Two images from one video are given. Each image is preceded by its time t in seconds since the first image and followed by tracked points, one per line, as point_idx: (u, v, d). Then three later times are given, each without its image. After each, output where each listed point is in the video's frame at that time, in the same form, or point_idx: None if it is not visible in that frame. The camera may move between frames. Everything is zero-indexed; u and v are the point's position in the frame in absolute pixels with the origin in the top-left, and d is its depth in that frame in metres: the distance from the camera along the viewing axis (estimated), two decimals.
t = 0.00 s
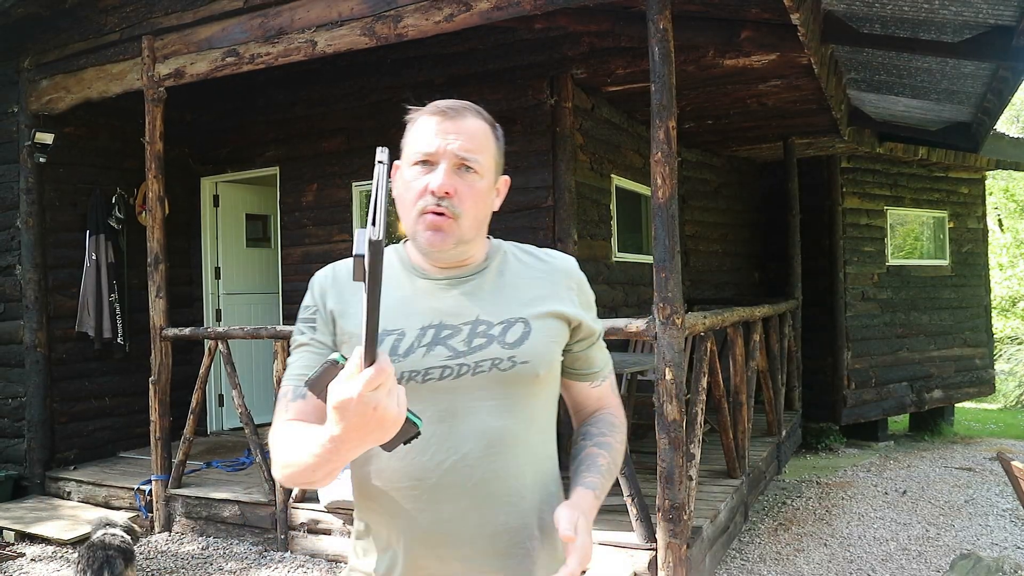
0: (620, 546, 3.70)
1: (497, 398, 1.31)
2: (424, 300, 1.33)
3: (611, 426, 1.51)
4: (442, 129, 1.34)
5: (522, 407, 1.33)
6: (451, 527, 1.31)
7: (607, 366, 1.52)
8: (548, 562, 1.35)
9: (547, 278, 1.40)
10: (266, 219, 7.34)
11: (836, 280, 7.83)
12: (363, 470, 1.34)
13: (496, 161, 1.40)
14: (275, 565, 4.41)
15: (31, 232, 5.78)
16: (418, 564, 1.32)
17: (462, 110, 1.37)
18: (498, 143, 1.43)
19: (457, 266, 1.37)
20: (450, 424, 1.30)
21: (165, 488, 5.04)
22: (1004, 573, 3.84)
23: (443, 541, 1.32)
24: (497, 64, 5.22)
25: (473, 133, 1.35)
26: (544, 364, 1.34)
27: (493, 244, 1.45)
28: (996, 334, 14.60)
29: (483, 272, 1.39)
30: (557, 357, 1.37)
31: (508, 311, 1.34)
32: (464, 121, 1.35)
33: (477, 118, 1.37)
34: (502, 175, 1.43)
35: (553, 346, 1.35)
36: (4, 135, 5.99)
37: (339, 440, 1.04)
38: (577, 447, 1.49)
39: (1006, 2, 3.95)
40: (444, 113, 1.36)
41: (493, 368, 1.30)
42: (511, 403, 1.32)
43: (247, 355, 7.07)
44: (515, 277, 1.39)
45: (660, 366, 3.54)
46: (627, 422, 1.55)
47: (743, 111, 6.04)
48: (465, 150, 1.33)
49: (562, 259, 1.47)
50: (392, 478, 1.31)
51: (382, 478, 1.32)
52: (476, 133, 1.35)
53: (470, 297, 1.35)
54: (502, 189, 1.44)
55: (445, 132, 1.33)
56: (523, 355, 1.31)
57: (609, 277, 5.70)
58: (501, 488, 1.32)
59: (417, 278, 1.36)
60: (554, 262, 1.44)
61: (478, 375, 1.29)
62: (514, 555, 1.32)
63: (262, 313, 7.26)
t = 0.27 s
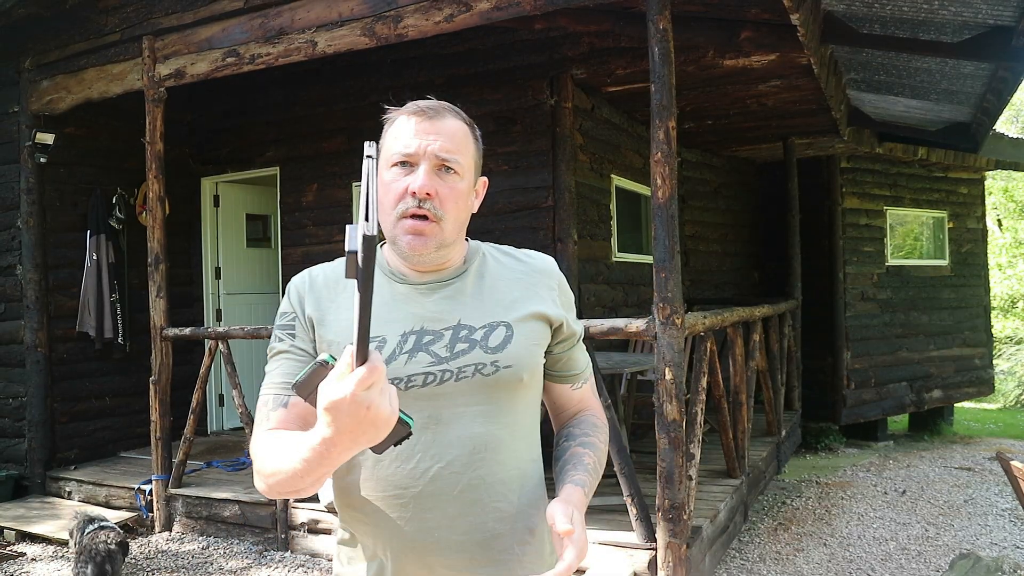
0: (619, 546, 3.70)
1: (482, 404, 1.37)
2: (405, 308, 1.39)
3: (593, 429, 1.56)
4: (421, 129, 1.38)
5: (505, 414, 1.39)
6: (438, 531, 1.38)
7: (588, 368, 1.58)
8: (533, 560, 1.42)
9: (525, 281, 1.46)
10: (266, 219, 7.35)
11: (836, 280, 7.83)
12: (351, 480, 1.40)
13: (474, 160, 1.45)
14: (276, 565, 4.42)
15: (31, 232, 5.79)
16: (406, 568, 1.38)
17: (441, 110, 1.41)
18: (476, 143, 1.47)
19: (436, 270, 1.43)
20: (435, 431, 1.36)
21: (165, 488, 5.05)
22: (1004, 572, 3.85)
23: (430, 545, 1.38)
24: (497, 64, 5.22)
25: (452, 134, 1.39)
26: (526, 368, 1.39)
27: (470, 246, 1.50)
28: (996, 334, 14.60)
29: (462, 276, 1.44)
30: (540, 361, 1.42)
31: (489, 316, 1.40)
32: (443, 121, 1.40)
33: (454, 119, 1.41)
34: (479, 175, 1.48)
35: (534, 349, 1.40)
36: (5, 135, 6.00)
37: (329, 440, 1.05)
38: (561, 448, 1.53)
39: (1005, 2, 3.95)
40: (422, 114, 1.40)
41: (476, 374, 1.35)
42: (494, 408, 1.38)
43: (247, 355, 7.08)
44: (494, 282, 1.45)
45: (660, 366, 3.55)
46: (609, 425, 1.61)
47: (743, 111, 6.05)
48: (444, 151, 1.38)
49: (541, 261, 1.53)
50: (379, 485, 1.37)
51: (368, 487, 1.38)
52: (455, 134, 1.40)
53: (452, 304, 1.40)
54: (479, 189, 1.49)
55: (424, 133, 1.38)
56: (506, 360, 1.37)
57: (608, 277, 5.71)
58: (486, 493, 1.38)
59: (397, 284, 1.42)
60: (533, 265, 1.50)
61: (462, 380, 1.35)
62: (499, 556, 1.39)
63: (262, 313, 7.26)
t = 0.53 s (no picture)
0: (619, 546, 3.71)
1: (481, 403, 1.37)
2: (404, 306, 1.41)
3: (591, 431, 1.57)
4: (422, 128, 1.40)
5: (504, 412, 1.39)
6: (437, 531, 1.38)
7: (589, 369, 1.58)
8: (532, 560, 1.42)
9: (525, 281, 1.47)
10: (267, 219, 7.35)
11: (835, 280, 7.84)
12: (349, 480, 1.40)
13: (475, 160, 1.46)
14: (276, 565, 4.42)
15: (32, 232, 5.79)
16: (404, 569, 1.38)
17: (442, 110, 1.43)
18: (476, 144, 1.49)
19: (433, 269, 1.45)
20: (432, 430, 1.36)
21: (165, 488, 5.05)
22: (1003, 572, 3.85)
23: (429, 545, 1.38)
24: (497, 64, 5.23)
25: (453, 133, 1.41)
26: (526, 366, 1.40)
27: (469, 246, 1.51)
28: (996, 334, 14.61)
29: (460, 275, 1.46)
30: (541, 359, 1.43)
31: (488, 315, 1.41)
32: (444, 121, 1.42)
33: (455, 119, 1.43)
34: (480, 175, 1.50)
35: (534, 348, 1.41)
36: (5, 136, 6.01)
37: (327, 430, 1.06)
38: (560, 452, 1.54)
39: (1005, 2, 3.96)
40: (423, 114, 1.41)
41: (475, 372, 1.36)
42: (494, 407, 1.38)
43: (247, 355, 7.08)
44: (493, 282, 1.46)
45: (660, 366, 3.55)
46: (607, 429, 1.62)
47: (743, 112, 6.06)
48: (444, 149, 1.39)
49: (541, 261, 1.54)
50: (378, 485, 1.38)
51: (368, 486, 1.39)
52: (456, 133, 1.42)
53: (450, 303, 1.41)
54: (479, 190, 1.50)
55: (425, 133, 1.39)
56: (505, 358, 1.38)
57: (608, 277, 5.72)
58: (485, 493, 1.38)
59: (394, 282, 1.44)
60: (533, 265, 1.51)
61: (461, 378, 1.36)
62: (498, 555, 1.39)
63: (262, 313, 7.27)
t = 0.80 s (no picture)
0: (619, 546, 3.71)
1: (490, 403, 1.38)
2: (413, 304, 1.41)
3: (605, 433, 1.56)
4: (433, 125, 1.42)
5: (512, 413, 1.39)
6: (445, 532, 1.38)
7: (599, 372, 1.58)
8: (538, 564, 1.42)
9: (534, 282, 1.48)
10: (266, 219, 7.36)
11: (835, 280, 7.84)
12: (357, 479, 1.41)
13: (485, 158, 1.48)
14: (276, 565, 4.42)
15: (31, 232, 5.79)
16: (411, 569, 1.39)
17: (454, 107, 1.45)
18: (487, 142, 1.51)
19: (443, 266, 1.45)
20: (440, 430, 1.37)
21: (165, 488, 5.05)
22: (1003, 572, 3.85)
23: (435, 545, 1.38)
24: (496, 64, 5.23)
25: (463, 130, 1.43)
26: (535, 366, 1.40)
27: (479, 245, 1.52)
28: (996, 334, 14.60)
29: (470, 274, 1.46)
30: (550, 359, 1.43)
31: (497, 315, 1.41)
32: (455, 118, 1.44)
33: (466, 116, 1.45)
34: (490, 174, 1.52)
35: (543, 349, 1.41)
36: (5, 136, 6.01)
37: (330, 431, 1.06)
38: (571, 452, 1.52)
39: (1005, 2, 3.96)
40: (435, 110, 1.44)
41: (484, 372, 1.37)
42: (503, 408, 1.38)
43: (247, 355, 7.09)
44: (502, 282, 1.46)
45: (659, 366, 3.55)
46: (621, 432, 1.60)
47: (743, 112, 6.06)
48: (455, 145, 1.41)
49: (551, 262, 1.54)
50: (386, 485, 1.38)
51: (375, 487, 1.39)
52: (467, 131, 1.44)
53: (459, 302, 1.42)
54: (489, 188, 1.52)
55: (436, 129, 1.42)
56: (514, 358, 1.38)
57: (608, 277, 5.72)
58: (493, 495, 1.38)
59: (405, 279, 1.44)
60: (543, 266, 1.51)
61: (469, 377, 1.36)
62: (504, 557, 1.39)
63: (262, 314, 7.27)
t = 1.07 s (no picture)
0: (619, 546, 3.70)
1: (495, 404, 1.37)
2: (417, 306, 1.40)
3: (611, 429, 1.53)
4: (436, 125, 1.42)
5: (517, 414, 1.38)
6: (450, 533, 1.37)
7: (605, 373, 1.58)
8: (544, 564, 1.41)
9: (539, 283, 1.47)
10: (266, 220, 7.35)
11: (835, 280, 7.83)
12: (361, 482, 1.40)
13: (488, 157, 1.48)
14: (275, 565, 4.41)
15: (31, 232, 5.79)
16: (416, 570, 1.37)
17: (457, 106, 1.45)
18: (490, 141, 1.51)
19: (448, 267, 1.45)
20: (445, 431, 1.35)
21: (165, 488, 5.04)
22: (1004, 572, 3.84)
23: (440, 546, 1.37)
24: (496, 64, 5.23)
25: (466, 130, 1.43)
26: (540, 367, 1.39)
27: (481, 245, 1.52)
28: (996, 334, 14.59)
29: (473, 275, 1.46)
30: (556, 360, 1.42)
31: (502, 315, 1.40)
32: (458, 117, 1.44)
33: (469, 116, 1.45)
34: (493, 174, 1.52)
35: (548, 349, 1.40)
36: (5, 135, 6.00)
37: (331, 442, 1.05)
38: (579, 448, 1.49)
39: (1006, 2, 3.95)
40: (437, 110, 1.43)
41: (489, 373, 1.36)
42: (508, 409, 1.37)
43: (247, 355, 7.08)
44: (506, 282, 1.46)
45: (660, 366, 3.54)
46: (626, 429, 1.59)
47: (743, 111, 6.05)
48: (457, 145, 1.41)
49: (556, 263, 1.53)
50: (390, 487, 1.37)
51: (379, 488, 1.38)
52: (470, 131, 1.43)
53: (464, 303, 1.41)
54: (491, 187, 1.52)
55: (438, 129, 1.41)
56: (520, 359, 1.37)
57: (608, 277, 5.71)
58: (499, 495, 1.37)
59: (409, 282, 1.44)
60: (547, 267, 1.51)
61: (474, 379, 1.35)
62: (511, 558, 1.37)
63: (262, 314, 7.27)
